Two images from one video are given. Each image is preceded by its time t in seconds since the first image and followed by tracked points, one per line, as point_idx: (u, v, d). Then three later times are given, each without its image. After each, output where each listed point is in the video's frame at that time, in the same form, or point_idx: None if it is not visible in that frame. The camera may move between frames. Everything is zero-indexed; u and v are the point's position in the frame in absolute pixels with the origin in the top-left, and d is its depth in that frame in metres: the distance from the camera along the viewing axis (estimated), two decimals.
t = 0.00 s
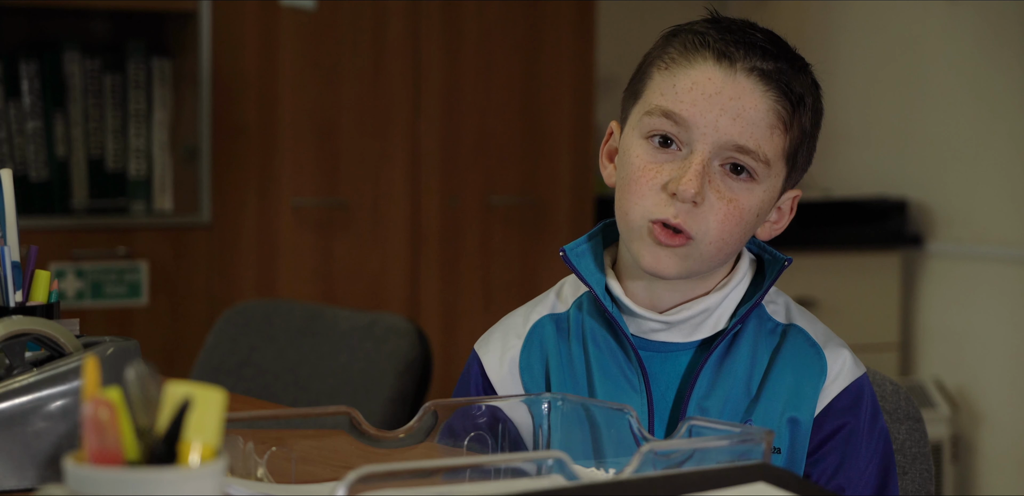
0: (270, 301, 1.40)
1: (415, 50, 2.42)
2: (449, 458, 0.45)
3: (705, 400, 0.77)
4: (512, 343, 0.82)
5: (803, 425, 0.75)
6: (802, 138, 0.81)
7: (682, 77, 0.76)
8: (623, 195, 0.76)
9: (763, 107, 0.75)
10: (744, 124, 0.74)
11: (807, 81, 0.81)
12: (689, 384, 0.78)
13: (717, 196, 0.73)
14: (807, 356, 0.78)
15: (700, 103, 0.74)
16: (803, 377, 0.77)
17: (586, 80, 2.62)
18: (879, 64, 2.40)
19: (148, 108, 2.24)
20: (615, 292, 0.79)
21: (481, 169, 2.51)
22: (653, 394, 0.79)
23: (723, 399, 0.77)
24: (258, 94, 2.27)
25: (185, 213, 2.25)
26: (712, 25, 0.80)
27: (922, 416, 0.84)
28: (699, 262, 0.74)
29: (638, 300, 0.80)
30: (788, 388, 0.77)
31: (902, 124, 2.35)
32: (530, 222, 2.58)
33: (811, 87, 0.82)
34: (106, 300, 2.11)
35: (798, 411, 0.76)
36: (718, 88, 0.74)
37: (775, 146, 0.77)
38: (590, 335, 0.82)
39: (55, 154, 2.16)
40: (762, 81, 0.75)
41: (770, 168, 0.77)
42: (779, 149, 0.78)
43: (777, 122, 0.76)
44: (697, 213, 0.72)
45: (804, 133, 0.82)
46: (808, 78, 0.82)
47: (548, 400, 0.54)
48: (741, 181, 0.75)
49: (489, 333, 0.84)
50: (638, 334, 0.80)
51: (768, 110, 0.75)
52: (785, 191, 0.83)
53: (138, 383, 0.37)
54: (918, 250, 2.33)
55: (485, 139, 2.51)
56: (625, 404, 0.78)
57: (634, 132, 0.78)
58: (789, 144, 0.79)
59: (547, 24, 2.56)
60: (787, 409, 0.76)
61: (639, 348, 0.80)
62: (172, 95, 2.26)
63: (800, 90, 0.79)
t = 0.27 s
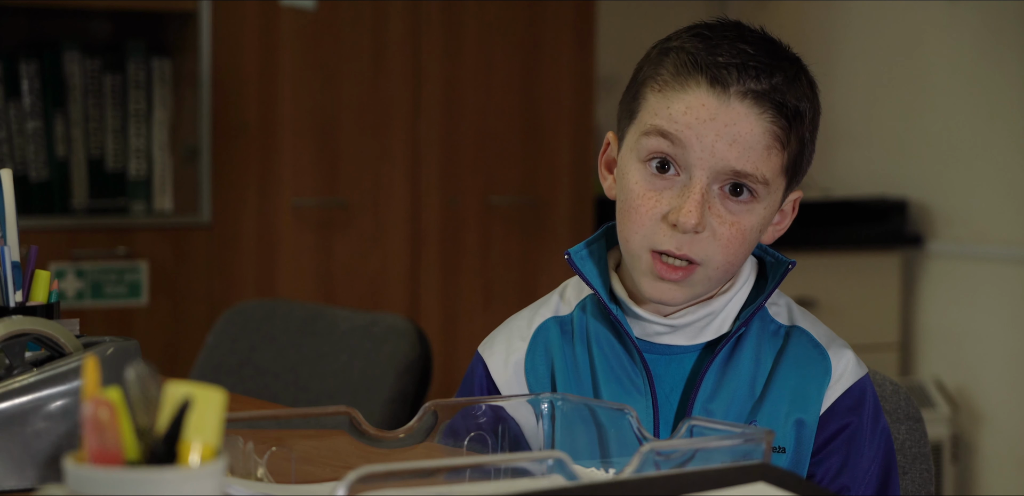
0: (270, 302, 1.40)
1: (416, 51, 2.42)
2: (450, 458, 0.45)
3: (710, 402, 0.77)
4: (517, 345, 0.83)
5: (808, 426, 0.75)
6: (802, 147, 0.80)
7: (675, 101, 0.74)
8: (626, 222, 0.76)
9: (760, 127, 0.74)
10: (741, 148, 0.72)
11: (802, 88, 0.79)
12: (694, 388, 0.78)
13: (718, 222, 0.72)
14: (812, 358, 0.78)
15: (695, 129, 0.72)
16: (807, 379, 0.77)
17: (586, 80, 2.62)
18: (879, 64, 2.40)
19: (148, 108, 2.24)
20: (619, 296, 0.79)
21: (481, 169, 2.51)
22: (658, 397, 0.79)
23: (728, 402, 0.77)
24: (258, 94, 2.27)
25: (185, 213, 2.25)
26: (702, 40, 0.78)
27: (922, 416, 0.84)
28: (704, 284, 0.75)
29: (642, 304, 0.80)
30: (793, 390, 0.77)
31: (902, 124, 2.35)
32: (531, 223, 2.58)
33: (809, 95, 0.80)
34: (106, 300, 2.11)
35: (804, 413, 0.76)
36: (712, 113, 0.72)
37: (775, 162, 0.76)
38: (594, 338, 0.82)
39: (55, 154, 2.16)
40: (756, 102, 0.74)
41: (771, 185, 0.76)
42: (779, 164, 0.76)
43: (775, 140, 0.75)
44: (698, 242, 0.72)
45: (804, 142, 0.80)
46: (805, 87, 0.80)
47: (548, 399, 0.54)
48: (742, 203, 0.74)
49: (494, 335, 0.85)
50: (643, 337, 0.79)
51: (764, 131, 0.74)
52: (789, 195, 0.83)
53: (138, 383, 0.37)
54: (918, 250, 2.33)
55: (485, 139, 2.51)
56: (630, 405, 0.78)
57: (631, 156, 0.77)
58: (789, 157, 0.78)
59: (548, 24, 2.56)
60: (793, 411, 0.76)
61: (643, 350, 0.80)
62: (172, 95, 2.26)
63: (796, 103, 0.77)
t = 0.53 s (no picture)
0: (270, 302, 1.40)
1: (416, 51, 2.42)
2: (450, 458, 0.45)
3: (712, 404, 0.77)
4: (518, 345, 0.82)
5: (809, 427, 0.75)
6: (801, 146, 0.80)
7: (674, 103, 0.74)
8: (626, 224, 0.76)
9: (759, 126, 0.74)
10: (740, 147, 0.72)
11: (800, 87, 0.79)
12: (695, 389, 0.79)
13: (719, 222, 0.72)
14: (813, 358, 0.78)
15: (694, 129, 0.72)
16: (809, 378, 0.77)
17: (586, 80, 2.62)
18: (879, 64, 2.40)
19: (148, 108, 2.24)
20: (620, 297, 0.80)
21: (481, 169, 2.51)
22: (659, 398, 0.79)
23: (729, 403, 0.77)
24: (258, 94, 2.27)
25: (185, 213, 2.25)
26: (698, 41, 0.78)
27: (922, 417, 0.84)
28: (707, 285, 0.74)
29: (644, 306, 0.80)
30: (794, 390, 0.77)
31: (902, 124, 2.35)
32: (531, 223, 2.58)
33: (807, 93, 0.80)
34: (106, 300, 2.11)
35: (805, 413, 0.76)
36: (711, 113, 0.72)
37: (774, 162, 0.76)
38: (596, 339, 0.82)
39: (55, 154, 2.16)
40: (754, 101, 0.74)
41: (772, 183, 0.76)
42: (778, 163, 0.76)
43: (774, 139, 0.75)
44: (700, 241, 0.71)
45: (804, 141, 0.80)
46: (803, 85, 0.80)
47: (548, 399, 0.54)
48: (742, 202, 0.74)
49: (495, 335, 0.84)
50: (644, 338, 0.80)
51: (764, 129, 0.74)
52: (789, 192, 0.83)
53: (138, 383, 0.37)
54: (918, 250, 2.33)
55: (485, 139, 2.51)
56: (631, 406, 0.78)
57: (631, 157, 0.77)
58: (788, 155, 0.78)
59: (548, 24, 2.56)
60: (793, 412, 0.76)
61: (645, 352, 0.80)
62: (172, 95, 2.26)
63: (794, 100, 0.77)
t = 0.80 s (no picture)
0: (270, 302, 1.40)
1: (415, 51, 2.42)
2: (450, 459, 0.45)
3: (713, 402, 0.77)
4: (517, 346, 0.82)
5: (810, 428, 0.75)
6: (797, 133, 0.82)
7: (671, 84, 0.76)
8: (624, 208, 0.76)
9: (756, 104, 0.75)
10: (739, 124, 0.74)
11: (794, 75, 0.81)
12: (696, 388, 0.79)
13: (719, 199, 0.72)
14: (814, 358, 0.78)
15: (692, 107, 0.74)
16: (811, 378, 0.77)
17: (586, 81, 2.62)
18: (879, 64, 2.40)
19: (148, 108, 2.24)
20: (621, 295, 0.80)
21: (481, 169, 2.51)
22: (660, 397, 0.79)
23: (730, 402, 0.77)
24: (258, 94, 2.27)
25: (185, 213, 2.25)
26: (694, 29, 0.80)
27: (922, 417, 0.84)
28: (708, 268, 0.74)
29: (644, 303, 0.80)
30: (796, 390, 0.77)
31: (902, 124, 2.35)
32: (531, 223, 2.58)
33: (801, 82, 0.82)
34: (106, 301, 2.11)
35: (806, 413, 0.76)
36: (709, 90, 0.74)
37: (772, 144, 0.77)
38: (596, 337, 0.82)
39: (55, 154, 2.16)
40: (751, 80, 0.75)
41: (770, 164, 0.77)
42: (776, 145, 0.78)
43: (771, 119, 0.76)
44: (701, 218, 0.72)
45: (799, 128, 0.82)
46: (797, 74, 0.82)
47: (548, 399, 0.54)
48: (741, 181, 0.75)
49: (494, 336, 0.84)
50: (645, 337, 0.80)
51: (761, 108, 0.75)
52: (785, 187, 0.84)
53: (138, 383, 0.37)
54: (918, 250, 2.33)
55: (485, 139, 2.51)
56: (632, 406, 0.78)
57: (629, 143, 0.78)
58: (785, 139, 0.79)
59: (548, 24, 2.56)
60: (794, 413, 0.76)
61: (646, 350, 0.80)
62: (172, 95, 2.26)
63: (789, 85, 0.79)
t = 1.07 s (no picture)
0: (270, 301, 1.40)
1: (416, 51, 2.42)
2: (449, 457, 0.45)
3: (710, 395, 0.77)
4: (513, 344, 0.82)
5: (809, 422, 0.75)
6: (799, 127, 0.82)
7: (676, 67, 0.77)
8: (624, 189, 0.76)
9: (760, 88, 0.76)
10: (742, 104, 0.74)
11: (797, 71, 0.82)
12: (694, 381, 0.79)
13: (720, 178, 0.73)
14: (813, 353, 0.78)
15: (697, 86, 0.75)
16: (809, 372, 0.77)
17: (586, 81, 2.62)
18: (879, 64, 2.40)
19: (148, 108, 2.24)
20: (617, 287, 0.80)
21: (481, 169, 2.51)
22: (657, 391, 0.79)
23: (728, 396, 0.77)
24: (258, 94, 2.27)
25: (185, 213, 2.25)
26: (700, 21, 0.82)
27: (922, 416, 0.84)
28: (709, 249, 0.74)
29: (642, 296, 0.81)
30: (794, 385, 0.77)
31: (902, 124, 2.35)
32: (531, 223, 2.58)
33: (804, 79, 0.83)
34: (106, 301, 2.11)
35: (804, 408, 0.76)
36: (714, 71, 0.75)
37: (775, 131, 0.78)
38: (593, 331, 0.82)
39: (55, 154, 2.16)
40: (755, 65, 0.77)
41: (773, 151, 0.78)
42: (778, 132, 0.78)
43: (774, 105, 0.77)
44: (702, 195, 0.72)
45: (801, 123, 0.82)
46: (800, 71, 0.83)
47: (548, 400, 0.54)
48: (742, 164, 0.75)
49: (490, 334, 0.84)
50: (642, 330, 0.80)
51: (764, 92, 0.76)
52: (782, 188, 0.84)
53: (138, 383, 0.37)
54: (918, 250, 2.33)
55: (485, 138, 2.51)
56: (629, 401, 0.78)
57: (632, 127, 0.79)
58: (787, 130, 0.80)
59: (548, 24, 2.56)
60: (793, 406, 0.76)
61: (643, 344, 0.80)
62: (172, 96, 2.26)
63: (792, 78, 0.80)
